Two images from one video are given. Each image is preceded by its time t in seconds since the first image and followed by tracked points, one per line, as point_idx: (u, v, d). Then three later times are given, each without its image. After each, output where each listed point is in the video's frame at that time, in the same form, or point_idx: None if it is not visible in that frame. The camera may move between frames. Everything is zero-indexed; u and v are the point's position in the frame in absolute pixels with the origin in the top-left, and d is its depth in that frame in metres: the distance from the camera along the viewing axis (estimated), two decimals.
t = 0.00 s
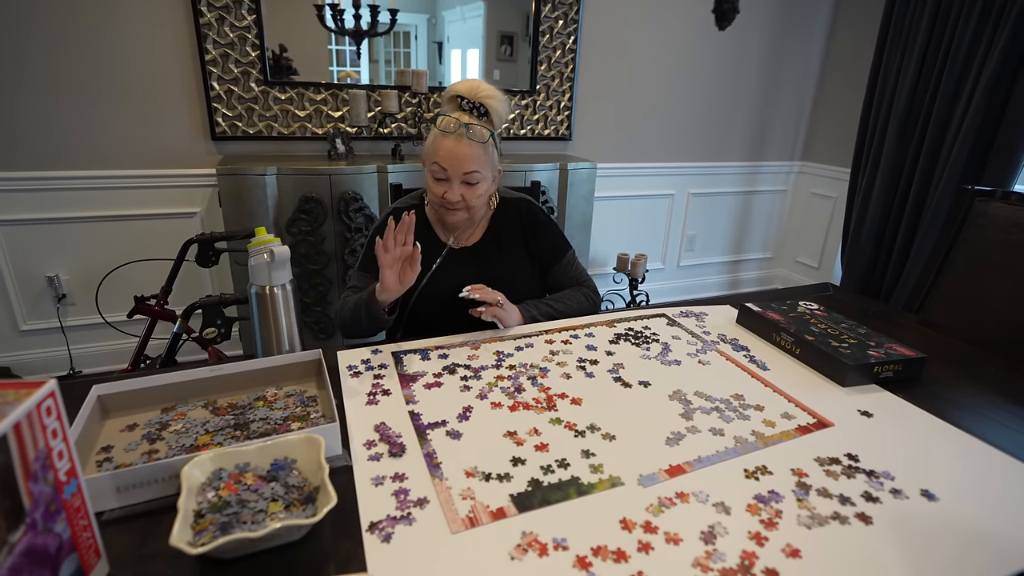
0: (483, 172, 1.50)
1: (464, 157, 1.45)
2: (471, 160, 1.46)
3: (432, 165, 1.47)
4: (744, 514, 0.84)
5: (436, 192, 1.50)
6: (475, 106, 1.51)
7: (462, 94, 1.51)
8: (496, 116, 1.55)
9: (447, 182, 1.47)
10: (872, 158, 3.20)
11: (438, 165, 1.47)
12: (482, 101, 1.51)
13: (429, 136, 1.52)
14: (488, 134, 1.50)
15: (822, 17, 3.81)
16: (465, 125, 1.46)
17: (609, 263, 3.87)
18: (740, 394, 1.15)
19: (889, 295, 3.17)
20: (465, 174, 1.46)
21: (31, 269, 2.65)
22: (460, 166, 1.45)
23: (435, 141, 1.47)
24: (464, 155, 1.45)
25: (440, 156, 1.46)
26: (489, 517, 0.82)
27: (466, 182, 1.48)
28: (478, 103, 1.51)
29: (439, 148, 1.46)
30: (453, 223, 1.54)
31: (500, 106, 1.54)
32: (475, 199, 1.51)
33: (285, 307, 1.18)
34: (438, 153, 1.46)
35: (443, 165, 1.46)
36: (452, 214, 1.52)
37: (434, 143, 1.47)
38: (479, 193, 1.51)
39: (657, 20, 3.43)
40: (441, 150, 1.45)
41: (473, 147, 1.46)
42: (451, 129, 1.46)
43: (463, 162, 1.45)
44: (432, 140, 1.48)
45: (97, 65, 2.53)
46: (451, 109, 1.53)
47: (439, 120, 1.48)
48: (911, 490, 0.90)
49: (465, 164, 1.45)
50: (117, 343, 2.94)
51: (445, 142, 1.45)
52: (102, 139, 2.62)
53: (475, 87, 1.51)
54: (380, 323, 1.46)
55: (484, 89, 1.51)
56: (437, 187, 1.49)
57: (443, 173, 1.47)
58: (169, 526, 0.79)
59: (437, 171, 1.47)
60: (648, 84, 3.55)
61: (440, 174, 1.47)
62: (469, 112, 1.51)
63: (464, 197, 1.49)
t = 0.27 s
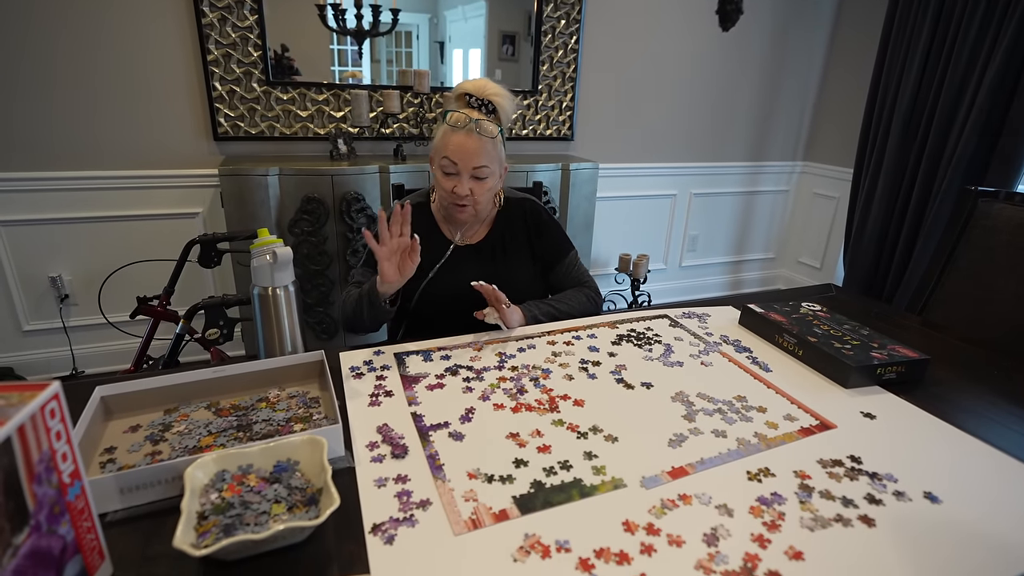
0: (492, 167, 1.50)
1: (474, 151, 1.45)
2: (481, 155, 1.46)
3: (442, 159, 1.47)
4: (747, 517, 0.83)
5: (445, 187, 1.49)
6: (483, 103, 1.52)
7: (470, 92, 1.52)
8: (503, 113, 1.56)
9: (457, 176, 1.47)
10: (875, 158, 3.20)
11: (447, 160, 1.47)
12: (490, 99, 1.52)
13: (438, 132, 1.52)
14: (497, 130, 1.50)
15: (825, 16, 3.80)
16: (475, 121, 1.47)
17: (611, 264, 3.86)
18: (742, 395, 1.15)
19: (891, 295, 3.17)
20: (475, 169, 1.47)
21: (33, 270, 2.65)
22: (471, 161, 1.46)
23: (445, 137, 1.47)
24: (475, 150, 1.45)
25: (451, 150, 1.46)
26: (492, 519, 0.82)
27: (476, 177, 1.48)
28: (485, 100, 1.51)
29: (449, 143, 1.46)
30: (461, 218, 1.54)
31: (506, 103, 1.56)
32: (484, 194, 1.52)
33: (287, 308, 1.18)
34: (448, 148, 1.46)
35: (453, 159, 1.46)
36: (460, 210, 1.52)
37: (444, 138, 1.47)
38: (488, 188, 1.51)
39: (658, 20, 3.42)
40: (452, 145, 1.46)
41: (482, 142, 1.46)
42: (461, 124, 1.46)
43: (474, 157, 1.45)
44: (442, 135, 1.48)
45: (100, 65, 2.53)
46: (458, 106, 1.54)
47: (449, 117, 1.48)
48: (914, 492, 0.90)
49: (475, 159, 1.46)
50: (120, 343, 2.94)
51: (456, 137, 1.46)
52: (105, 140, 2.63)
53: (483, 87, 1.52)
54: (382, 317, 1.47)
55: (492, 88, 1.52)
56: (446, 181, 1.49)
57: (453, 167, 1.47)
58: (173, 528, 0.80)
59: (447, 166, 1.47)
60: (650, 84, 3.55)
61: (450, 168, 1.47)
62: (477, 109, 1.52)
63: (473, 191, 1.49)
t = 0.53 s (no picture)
0: (499, 168, 1.51)
1: (482, 153, 1.46)
2: (489, 156, 1.47)
3: (449, 160, 1.48)
4: (745, 523, 0.83)
5: (451, 186, 1.50)
6: (491, 108, 1.52)
7: (478, 97, 1.52)
8: (508, 118, 1.56)
9: (464, 176, 1.48)
10: (873, 163, 3.21)
11: (455, 160, 1.47)
12: (498, 103, 1.52)
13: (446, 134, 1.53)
14: (505, 134, 1.51)
15: (822, 22, 3.82)
16: (483, 123, 1.47)
17: (610, 268, 3.86)
18: (741, 401, 1.15)
19: (890, 299, 3.17)
20: (482, 170, 1.48)
21: (33, 275, 2.65)
22: (478, 161, 1.47)
23: (454, 137, 1.48)
24: (482, 151, 1.46)
25: (459, 151, 1.47)
26: (491, 525, 0.82)
27: (483, 178, 1.49)
28: (494, 104, 1.52)
29: (458, 144, 1.47)
30: (466, 218, 1.55)
31: (512, 108, 1.56)
32: (490, 195, 1.52)
33: (286, 314, 1.18)
34: (456, 148, 1.47)
35: (461, 160, 1.47)
36: (466, 210, 1.53)
37: (453, 139, 1.48)
38: (494, 190, 1.52)
39: (656, 27, 3.44)
40: (460, 145, 1.46)
41: (490, 143, 1.47)
42: (469, 126, 1.47)
43: (481, 158, 1.46)
44: (451, 136, 1.49)
45: (102, 71, 2.55)
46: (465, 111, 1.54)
47: (458, 118, 1.49)
48: (913, 499, 0.90)
49: (482, 160, 1.47)
50: (119, 349, 2.94)
51: (464, 138, 1.47)
52: (106, 145, 2.64)
53: (492, 92, 1.53)
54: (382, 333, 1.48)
55: (500, 93, 1.53)
56: (453, 181, 1.49)
57: (460, 167, 1.48)
58: (171, 535, 0.79)
59: (455, 166, 1.48)
60: (649, 89, 3.56)
61: (458, 168, 1.48)
62: (484, 114, 1.51)
63: (480, 192, 1.50)
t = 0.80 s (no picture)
0: (505, 167, 1.51)
1: (489, 151, 1.47)
2: (496, 154, 1.47)
3: (456, 158, 1.48)
4: (744, 527, 0.83)
5: (458, 183, 1.49)
6: (496, 110, 1.53)
7: (483, 100, 1.54)
8: (513, 121, 1.58)
9: (471, 174, 1.48)
10: (871, 167, 3.22)
11: (462, 157, 1.47)
12: (502, 107, 1.54)
13: (453, 135, 1.54)
14: (510, 135, 1.52)
15: (819, 28, 3.84)
16: (490, 123, 1.49)
17: (609, 272, 3.87)
18: (740, 405, 1.16)
19: (889, 303, 3.17)
20: (489, 167, 1.47)
21: (32, 279, 2.65)
22: (485, 158, 1.47)
23: (460, 136, 1.49)
24: (489, 149, 1.47)
25: (466, 148, 1.47)
26: (489, 530, 0.82)
27: (490, 175, 1.48)
28: (499, 107, 1.54)
29: (465, 142, 1.48)
30: (472, 216, 1.53)
31: (516, 113, 1.58)
32: (497, 193, 1.52)
33: (285, 317, 1.18)
34: (463, 146, 1.47)
35: (468, 157, 1.47)
36: (472, 207, 1.52)
37: (460, 138, 1.49)
38: (500, 188, 1.52)
39: (654, 32, 3.46)
40: (467, 144, 1.47)
41: (497, 141, 1.48)
42: (476, 125, 1.49)
43: (488, 155, 1.47)
44: (457, 135, 1.49)
45: (102, 76, 2.55)
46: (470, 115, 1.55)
47: (464, 119, 1.51)
48: (911, 503, 0.90)
49: (489, 158, 1.47)
50: (118, 352, 2.94)
51: (471, 137, 1.47)
52: (105, 150, 2.64)
53: (496, 97, 1.56)
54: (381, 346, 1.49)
55: (504, 98, 1.55)
56: (460, 178, 1.49)
57: (467, 165, 1.47)
58: (169, 539, 0.79)
59: (462, 163, 1.48)
60: (648, 94, 3.58)
61: (465, 165, 1.47)
62: (489, 116, 1.53)
63: (486, 189, 1.49)
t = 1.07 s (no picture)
0: (503, 186, 1.52)
1: (487, 171, 1.47)
2: (494, 175, 1.48)
3: (454, 176, 1.49)
4: (742, 531, 0.84)
5: (456, 202, 1.51)
6: (497, 121, 1.53)
7: (484, 108, 1.53)
8: (514, 130, 1.57)
9: (468, 194, 1.49)
10: (868, 172, 3.23)
11: (460, 177, 1.48)
12: (504, 116, 1.54)
13: (452, 146, 1.53)
14: (510, 150, 1.52)
15: (817, 32, 3.86)
16: (490, 141, 1.48)
17: (608, 276, 3.88)
18: (738, 409, 1.16)
19: (887, 308, 3.18)
20: (487, 188, 1.49)
21: (30, 282, 2.65)
22: (483, 180, 1.48)
23: (459, 153, 1.48)
24: (488, 170, 1.47)
25: (464, 168, 1.48)
26: (488, 534, 0.82)
27: (487, 196, 1.50)
28: (500, 118, 1.53)
29: (464, 161, 1.48)
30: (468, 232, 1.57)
31: (518, 121, 1.57)
32: (494, 212, 1.54)
33: (284, 322, 1.18)
34: (462, 165, 1.48)
35: (466, 178, 1.48)
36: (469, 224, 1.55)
37: (459, 155, 1.49)
38: (497, 206, 1.54)
39: (652, 37, 3.47)
40: (466, 164, 1.47)
41: (496, 162, 1.48)
42: (476, 143, 1.47)
43: (486, 177, 1.47)
44: (457, 151, 1.49)
45: (102, 79, 2.56)
46: (471, 122, 1.54)
47: (464, 133, 1.49)
48: (909, 507, 0.90)
49: (487, 179, 1.48)
50: (116, 356, 2.94)
51: (470, 156, 1.47)
52: (105, 153, 2.65)
53: (497, 103, 1.54)
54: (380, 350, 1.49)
55: (506, 105, 1.54)
56: (458, 197, 1.51)
57: (465, 185, 1.49)
58: (167, 543, 0.79)
59: (460, 182, 1.49)
60: (646, 98, 3.59)
61: (462, 185, 1.49)
62: (490, 127, 1.53)
63: (483, 209, 1.51)
